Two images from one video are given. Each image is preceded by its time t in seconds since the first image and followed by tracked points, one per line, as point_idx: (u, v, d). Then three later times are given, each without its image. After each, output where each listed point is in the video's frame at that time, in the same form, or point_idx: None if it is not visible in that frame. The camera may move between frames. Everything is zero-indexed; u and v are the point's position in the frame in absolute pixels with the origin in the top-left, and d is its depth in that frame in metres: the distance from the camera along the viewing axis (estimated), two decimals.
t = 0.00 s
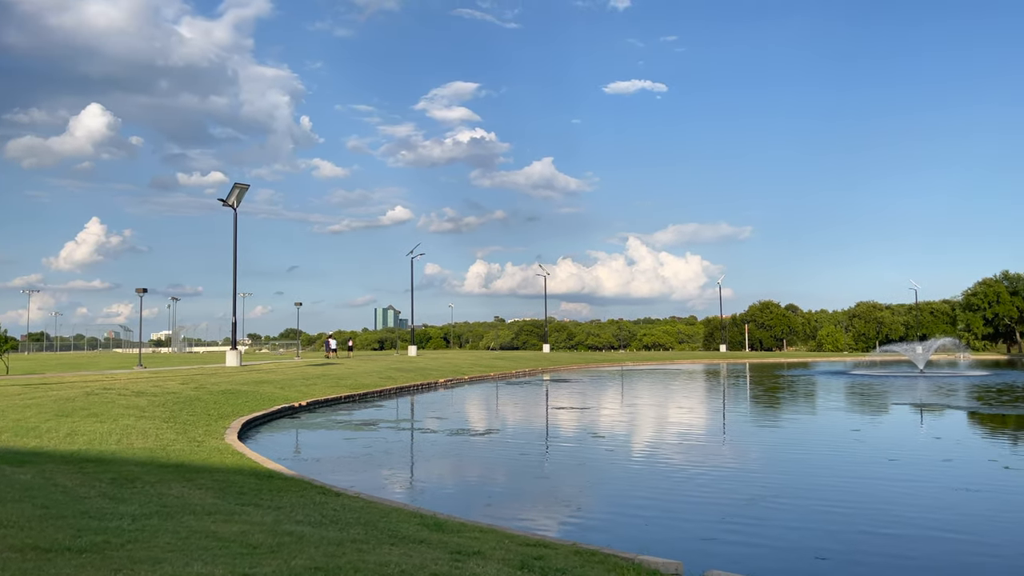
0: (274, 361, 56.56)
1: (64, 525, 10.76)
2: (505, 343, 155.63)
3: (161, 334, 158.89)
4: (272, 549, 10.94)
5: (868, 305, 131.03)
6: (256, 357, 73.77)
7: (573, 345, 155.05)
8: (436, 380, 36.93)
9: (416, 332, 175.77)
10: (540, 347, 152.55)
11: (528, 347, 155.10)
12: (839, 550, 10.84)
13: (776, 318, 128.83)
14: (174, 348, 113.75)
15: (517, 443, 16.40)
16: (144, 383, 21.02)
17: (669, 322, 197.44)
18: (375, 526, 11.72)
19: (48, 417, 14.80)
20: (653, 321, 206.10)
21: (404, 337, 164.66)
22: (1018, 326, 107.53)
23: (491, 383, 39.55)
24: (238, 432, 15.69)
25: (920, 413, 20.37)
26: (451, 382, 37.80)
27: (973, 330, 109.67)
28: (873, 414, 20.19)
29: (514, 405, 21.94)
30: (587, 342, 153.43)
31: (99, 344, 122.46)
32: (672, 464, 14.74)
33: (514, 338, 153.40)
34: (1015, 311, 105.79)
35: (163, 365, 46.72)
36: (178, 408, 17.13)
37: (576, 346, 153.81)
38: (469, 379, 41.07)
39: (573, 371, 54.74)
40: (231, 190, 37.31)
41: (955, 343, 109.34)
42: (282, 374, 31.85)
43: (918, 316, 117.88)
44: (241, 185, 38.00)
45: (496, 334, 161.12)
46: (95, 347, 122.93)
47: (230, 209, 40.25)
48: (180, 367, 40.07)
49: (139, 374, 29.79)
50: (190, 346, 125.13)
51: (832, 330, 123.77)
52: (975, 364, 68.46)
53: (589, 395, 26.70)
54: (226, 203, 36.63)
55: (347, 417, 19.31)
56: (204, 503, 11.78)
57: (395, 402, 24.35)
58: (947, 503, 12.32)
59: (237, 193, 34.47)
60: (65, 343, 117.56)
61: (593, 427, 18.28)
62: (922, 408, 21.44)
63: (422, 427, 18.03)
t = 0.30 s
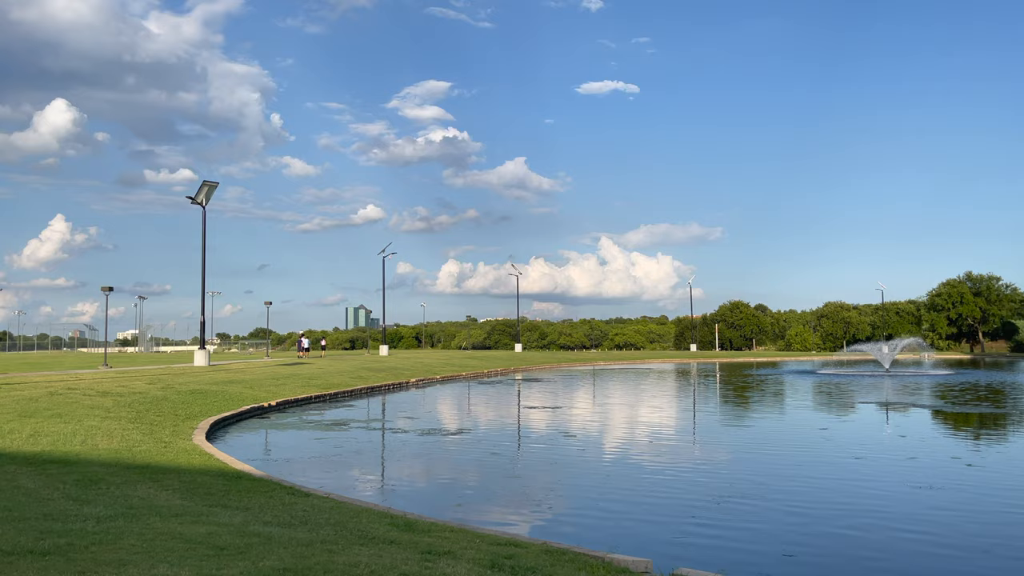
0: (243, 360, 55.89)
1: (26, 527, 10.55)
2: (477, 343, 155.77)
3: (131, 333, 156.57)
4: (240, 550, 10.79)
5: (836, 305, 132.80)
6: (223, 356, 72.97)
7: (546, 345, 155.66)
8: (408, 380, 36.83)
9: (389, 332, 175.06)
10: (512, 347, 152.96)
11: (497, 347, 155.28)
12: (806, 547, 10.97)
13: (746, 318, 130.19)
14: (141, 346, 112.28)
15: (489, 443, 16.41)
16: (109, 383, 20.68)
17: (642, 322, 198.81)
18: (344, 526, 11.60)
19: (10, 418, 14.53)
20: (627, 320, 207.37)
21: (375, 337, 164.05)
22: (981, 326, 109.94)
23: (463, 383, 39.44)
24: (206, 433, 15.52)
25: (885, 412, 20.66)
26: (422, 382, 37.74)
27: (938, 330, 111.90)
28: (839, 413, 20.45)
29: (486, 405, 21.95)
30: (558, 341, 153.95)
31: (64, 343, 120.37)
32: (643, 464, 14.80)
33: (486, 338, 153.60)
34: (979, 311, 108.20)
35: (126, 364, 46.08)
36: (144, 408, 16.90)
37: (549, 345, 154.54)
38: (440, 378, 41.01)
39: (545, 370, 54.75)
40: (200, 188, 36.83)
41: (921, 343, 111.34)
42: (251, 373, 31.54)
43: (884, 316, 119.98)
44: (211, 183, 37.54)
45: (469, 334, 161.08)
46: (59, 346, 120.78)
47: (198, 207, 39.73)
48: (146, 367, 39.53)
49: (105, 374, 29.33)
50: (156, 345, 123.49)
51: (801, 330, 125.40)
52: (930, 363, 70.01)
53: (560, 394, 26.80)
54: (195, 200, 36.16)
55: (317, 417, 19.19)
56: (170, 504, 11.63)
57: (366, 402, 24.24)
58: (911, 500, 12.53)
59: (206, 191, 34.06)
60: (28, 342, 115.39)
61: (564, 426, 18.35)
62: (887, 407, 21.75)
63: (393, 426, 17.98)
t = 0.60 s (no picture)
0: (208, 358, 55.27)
1: None
2: (449, 341, 155.75)
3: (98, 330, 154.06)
4: (206, 550, 10.63)
5: (802, 304, 135.16)
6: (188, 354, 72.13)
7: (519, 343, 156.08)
8: (378, 378, 36.67)
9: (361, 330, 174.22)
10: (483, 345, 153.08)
11: (469, 345, 155.36)
12: (773, 543, 11.09)
13: (716, 318, 131.70)
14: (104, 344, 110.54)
15: (459, 441, 16.38)
16: (71, 382, 20.32)
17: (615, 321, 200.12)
18: (312, 525, 11.50)
19: None
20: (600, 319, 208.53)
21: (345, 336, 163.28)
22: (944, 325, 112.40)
23: (434, 381, 39.30)
24: (172, 432, 15.32)
25: (850, 409, 20.96)
26: (393, 380, 37.60)
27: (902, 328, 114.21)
28: (805, 410, 20.70)
29: (456, 403, 21.91)
30: (531, 340, 154.41)
31: (26, 341, 118.11)
32: (613, 462, 14.84)
33: (458, 336, 153.61)
34: (941, 309, 110.63)
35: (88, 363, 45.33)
36: (109, 407, 16.65)
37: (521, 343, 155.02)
38: (411, 377, 40.91)
39: (516, 369, 54.91)
40: (167, 183, 36.33)
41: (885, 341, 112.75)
42: (219, 372, 31.18)
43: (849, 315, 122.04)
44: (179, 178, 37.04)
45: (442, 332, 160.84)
46: (22, 343, 118.58)
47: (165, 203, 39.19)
48: (110, 366, 38.93)
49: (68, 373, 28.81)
50: (122, 343, 121.66)
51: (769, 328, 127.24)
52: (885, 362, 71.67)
53: (532, 392, 26.88)
54: (162, 196, 35.65)
55: (287, 415, 19.04)
56: (135, 504, 11.47)
57: (336, 400, 24.10)
58: (875, 495, 12.72)
59: (173, 186, 33.63)
60: None
61: (535, 424, 18.39)
62: (852, 404, 22.06)
63: (363, 425, 17.88)
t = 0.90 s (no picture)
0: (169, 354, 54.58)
1: None
2: (418, 338, 155.97)
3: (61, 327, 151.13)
4: (168, 549, 10.48)
5: (768, 303, 138.91)
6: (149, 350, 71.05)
7: (489, 339, 156.75)
8: (346, 375, 36.46)
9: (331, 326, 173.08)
10: (453, 341, 153.21)
11: (439, 342, 155.19)
12: (739, 538, 11.21)
13: (684, 314, 133.15)
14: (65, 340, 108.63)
15: (429, 438, 16.34)
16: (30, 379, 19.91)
17: (587, 318, 201.19)
18: (279, 523, 11.40)
19: None
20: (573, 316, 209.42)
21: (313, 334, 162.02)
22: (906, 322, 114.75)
23: (404, 378, 39.13)
24: (135, 430, 15.11)
25: (815, 404, 21.30)
26: (362, 377, 37.40)
27: (866, 326, 115.97)
28: (771, 406, 20.95)
29: (426, 400, 21.86)
30: (501, 336, 154.76)
31: None
32: (581, 458, 14.91)
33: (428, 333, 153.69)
34: (903, 307, 113.05)
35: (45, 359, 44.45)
36: (70, 405, 16.36)
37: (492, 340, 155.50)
38: (380, 374, 40.73)
39: (485, 366, 54.98)
40: (131, 177, 35.69)
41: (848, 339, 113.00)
42: (184, 368, 30.76)
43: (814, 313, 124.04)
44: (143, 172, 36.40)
45: (413, 329, 160.51)
46: None
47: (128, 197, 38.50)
48: (69, 363, 38.16)
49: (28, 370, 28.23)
50: (84, 339, 119.55)
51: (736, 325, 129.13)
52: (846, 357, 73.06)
53: (502, 389, 26.91)
54: (126, 190, 35.02)
55: (254, 413, 18.86)
56: (96, 503, 11.29)
57: (304, 397, 23.90)
58: (839, 490, 12.92)
59: (138, 180, 33.09)
60: None
61: (505, 420, 18.41)
62: (817, 400, 22.40)
63: (331, 423, 17.77)
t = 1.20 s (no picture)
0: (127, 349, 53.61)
1: None
2: (387, 333, 155.50)
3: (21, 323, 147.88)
4: (130, 548, 10.32)
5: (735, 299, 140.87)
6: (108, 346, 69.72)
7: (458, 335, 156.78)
8: (314, 371, 36.17)
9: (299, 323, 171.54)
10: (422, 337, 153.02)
11: (408, 338, 154.70)
12: (704, 532, 11.33)
13: (651, 311, 134.66)
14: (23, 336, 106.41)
15: (397, 434, 16.30)
16: None
17: (559, 314, 201.93)
18: (243, 521, 11.29)
19: None
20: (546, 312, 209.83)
21: (280, 330, 160.34)
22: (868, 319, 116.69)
23: (373, 374, 38.90)
24: (96, 427, 14.87)
25: (780, 399, 21.61)
26: (329, 373, 37.14)
27: (830, 322, 118.01)
28: (737, 401, 21.18)
29: (396, 396, 21.79)
30: (470, 332, 154.82)
31: None
32: (550, 454, 14.95)
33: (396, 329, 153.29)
34: (866, 304, 114.95)
35: None
36: (29, 402, 16.03)
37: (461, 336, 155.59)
38: (348, 370, 40.52)
39: (453, 362, 54.98)
40: (93, 170, 34.99)
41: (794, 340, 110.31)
42: (146, 365, 30.28)
43: (780, 309, 125.74)
44: (106, 165, 35.71)
45: (382, 326, 159.79)
46: None
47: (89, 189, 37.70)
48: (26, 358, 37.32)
49: None
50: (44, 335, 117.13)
51: (703, 321, 130.52)
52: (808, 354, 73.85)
53: (472, 385, 26.93)
54: (87, 183, 34.33)
55: (220, 410, 18.65)
56: (56, 501, 11.09)
57: (270, 394, 23.67)
58: (802, 484, 13.12)
59: (100, 173, 32.44)
60: None
61: (474, 416, 18.44)
62: (782, 395, 22.71)
63: (298, 419, 17.65)
